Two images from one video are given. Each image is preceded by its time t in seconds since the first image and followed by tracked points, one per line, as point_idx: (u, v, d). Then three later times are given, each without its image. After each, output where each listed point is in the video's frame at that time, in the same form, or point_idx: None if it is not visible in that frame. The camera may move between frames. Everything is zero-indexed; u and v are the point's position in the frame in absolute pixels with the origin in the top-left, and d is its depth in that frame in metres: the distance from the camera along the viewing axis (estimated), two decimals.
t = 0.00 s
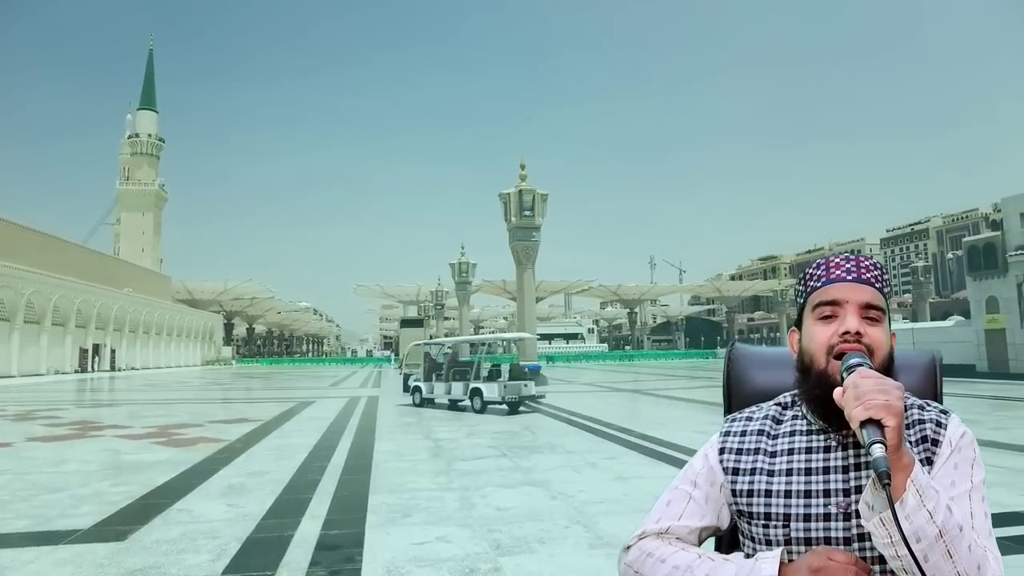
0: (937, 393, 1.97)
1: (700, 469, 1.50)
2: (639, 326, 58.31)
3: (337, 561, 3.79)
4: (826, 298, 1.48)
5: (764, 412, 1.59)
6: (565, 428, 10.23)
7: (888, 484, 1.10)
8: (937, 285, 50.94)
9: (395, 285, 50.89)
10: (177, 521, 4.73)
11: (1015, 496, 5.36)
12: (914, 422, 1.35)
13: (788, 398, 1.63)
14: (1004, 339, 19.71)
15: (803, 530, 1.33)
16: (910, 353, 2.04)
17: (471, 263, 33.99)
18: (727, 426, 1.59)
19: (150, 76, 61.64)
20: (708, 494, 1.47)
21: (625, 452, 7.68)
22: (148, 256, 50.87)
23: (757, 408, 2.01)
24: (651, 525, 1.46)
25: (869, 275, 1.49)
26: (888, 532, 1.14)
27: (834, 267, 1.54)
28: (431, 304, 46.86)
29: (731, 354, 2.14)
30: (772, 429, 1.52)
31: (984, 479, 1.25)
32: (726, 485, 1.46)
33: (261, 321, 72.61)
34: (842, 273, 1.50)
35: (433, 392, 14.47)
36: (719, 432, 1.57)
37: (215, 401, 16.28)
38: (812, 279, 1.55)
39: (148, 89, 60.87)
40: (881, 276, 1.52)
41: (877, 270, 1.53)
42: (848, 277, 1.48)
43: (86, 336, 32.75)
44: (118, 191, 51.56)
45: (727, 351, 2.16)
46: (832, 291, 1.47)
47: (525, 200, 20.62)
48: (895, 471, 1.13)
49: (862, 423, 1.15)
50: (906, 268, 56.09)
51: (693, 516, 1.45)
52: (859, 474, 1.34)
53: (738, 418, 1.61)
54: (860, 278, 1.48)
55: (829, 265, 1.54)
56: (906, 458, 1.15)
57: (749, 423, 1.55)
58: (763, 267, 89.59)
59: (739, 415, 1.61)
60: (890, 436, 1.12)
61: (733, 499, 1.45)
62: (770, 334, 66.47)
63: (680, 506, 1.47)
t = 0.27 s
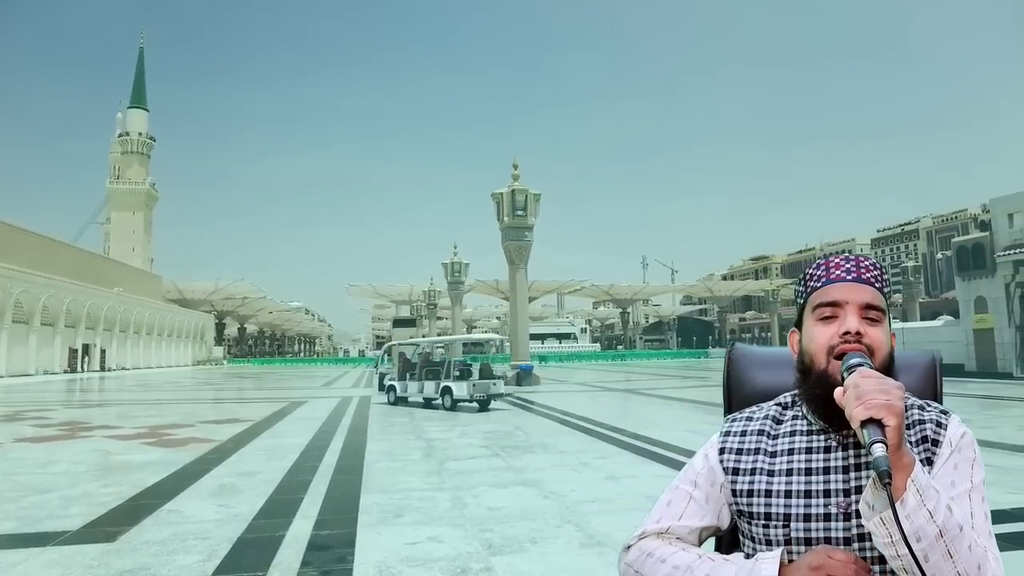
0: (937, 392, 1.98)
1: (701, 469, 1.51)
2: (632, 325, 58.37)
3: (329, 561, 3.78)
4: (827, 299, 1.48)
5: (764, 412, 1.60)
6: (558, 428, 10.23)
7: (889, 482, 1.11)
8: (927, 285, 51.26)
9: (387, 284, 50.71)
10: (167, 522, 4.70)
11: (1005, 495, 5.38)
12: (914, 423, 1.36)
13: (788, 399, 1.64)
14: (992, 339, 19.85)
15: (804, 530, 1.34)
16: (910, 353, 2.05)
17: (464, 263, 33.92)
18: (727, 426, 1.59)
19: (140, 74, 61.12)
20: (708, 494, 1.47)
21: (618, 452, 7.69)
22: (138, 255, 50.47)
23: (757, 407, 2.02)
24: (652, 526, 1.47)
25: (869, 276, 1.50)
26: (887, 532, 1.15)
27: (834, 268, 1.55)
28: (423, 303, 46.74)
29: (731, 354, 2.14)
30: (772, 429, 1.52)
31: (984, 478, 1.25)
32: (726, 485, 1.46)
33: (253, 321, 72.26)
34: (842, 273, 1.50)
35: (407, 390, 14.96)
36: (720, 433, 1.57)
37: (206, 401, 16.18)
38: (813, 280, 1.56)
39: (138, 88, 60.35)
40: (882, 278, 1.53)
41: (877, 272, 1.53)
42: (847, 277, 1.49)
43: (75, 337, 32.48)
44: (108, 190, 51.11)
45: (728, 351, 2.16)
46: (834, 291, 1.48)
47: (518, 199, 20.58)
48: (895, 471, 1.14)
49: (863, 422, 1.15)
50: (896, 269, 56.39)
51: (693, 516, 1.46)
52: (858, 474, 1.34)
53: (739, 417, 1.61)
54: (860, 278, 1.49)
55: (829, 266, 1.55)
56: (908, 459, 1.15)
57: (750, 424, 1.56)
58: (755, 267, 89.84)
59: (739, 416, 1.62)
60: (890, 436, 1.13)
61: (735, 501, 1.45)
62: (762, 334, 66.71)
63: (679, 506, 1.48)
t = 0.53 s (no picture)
0: (937, 392, 1.98)
1: (702, 469, 1.51)
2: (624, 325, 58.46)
3: (320, 562, 3.77)
4: (827, 301, 1.49)
5: (764, 412, 1.60)
6: (550, 427, 10.23)
7: (888, 483, 1.11)
8: (917, 285, 51.60)
9: (380, 284, 50.59)
10: (158, 522, 4.68)
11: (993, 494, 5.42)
12: (914, 423, 1.36)
13: (787, 399, 1.65)
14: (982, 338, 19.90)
15: (804, 529, 1.35)
16: (909, 353, 2.05)
17: (456, 262, 33.89)
18: (728, 426, 1.60)
19: (130, 72, 60.66)
20: (709, 493, 1.48)
21: (610, 451, 7.71)
22: (128, 255, 50.09)
23: (756, 408, 2.03)
24: (652, 525, 1.48)
25: (870, 276, 1.50)
26: (887, 532, 1.16)
27: (834, 269, 1.55)
28: (416, 303, 46.67)
29: (731, 355, 2.15)
30: (772, 429, 1.53)
31: (982, 478, 1.26)
32: (726, 485, 1.47)
33: (245, 321, 71.93)
34: (841, 274, 1.51)
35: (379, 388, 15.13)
36: (720, 433, 1.58)
37: (197, 401, 16.09)
38: (814, 279, 1.56)
39: (128, 86, 59.90)
40: (882, 278, 1.53)
41: (877, 272, 1.54)
42: (847, 278, 1.50)
43: (65, 337, 32.20)
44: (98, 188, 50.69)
45: (728, 352, 2.17)
46: (833, 292, 1.48)
47: (510, 199, 20.57)
48: (895, 470, 1.15)
49: (862, 423, 1.16)
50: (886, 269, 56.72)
51: (693, 516, 1.47)
52: (857, 473, 1.35)
53: (738, 418, 1.62)
54: (860, 278, 1.49)
55: (828, 266, 1.55)
56: (907, 458, 1.15)
57: (749, 424, 1.57)
58: (747, 267, 90.21)
59: (739, 415, 1.63)
60: (889, 436, 1.13)
61: (734, 500, 1.46)
62: (753, 333, 67.00)
63: (680, 506, 1.48)
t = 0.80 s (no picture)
0: (937, 392, 1.99)
1: (703, 469, 1.52)
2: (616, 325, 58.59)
3: (312, 562, 3.76)
4: (828, 302, 1.49)
5: (765, 412, 1.60)
6: (543, 427, 10.24)
7: (891, 482, 1.12)
8: (907, 285, 51.96)
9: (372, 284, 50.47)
10: (149, 523, 4.65)
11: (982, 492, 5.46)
12: (915, 423, 1.37)
13: (787, 399, 1.65)
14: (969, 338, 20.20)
15: (804, 529, 1.35)
16: (909, 353, 2.06)
17: (449, 262, 33.88)
18: (728, 426, 1.60)
19: (121, 70, 60.21)
20: (709, 493, 1.49)
21: (602, 450, 7.73)
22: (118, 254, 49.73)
23: (756, 408, 2.03)
24: (653, 525, 1.48)
25: (870, 277, 1.51)
26: (889, 531, 1.16)
27: (834, 269, 1.56)
28: (408, 303, 46.63)
29: (731, 354, 2.15)
30: (772, 429, 1.53)
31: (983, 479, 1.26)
32: (728, 485, 1.47)
33: (236, 321, 71.61)
34: (842, 274, 1.51)
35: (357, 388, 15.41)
36: (719, 434, 1.59)
37: (188, 401, 16.00)
38: (813, 280, 1.57)
39: (119, 84, 59.44)
40: (883, 279, 1.54)
41: (878, 272, 1.54)
42: (848, 279, 1.50)
43: (54, 336, 31.95)
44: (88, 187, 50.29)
45: (728, 352, 2.17)
46: (834, 293, 1.49)
47: (503, 199, 20.56)
48: (898, 470, 1.15)
49: (865, 423, 1.16)
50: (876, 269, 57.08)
51: (694, 516, 1.47)
52: (859, 473, 1.35)
53: (739, 418, 1.62)
54: (860, 278, 1.49)
55: (829, 267, 1.56)
56: (908, 458, 1.16)
57: (750, 424, 1.57)
58: (738, 267, 90.59)
59: (739, 416, 1.63)
60: (892, 435, 1.14)
61: (734, 500, 1.46)
62: (744, 333, 67.27)
63: (681, 506, 1.49)
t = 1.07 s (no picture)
0: (938, 392, 2.00)
1: (703, 470, 1.53)
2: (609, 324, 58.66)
3: (303, 562, 3.75)
4: (827, 304, 1.50)
5: (765, 413, 1.61)
6: (535, 426, 10.24)
7: (893, 482, 1.12)
8: (897, 284, 52.26)
9: (365, 283, 50.31)
10: (139, 523, 4.63)
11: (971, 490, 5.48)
12: (915, 423, 1.37)
13: (789, 399, 1.65)
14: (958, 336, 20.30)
15: (803, 529, 1.36)
16: (911, 353, 2.07)
17: (442, 261, 33.85)
18: (728, 426, 1.61)
19: (111, 68, 59.71)
20: (710, 493, 1.49)
21: (594, 449, 7.74)
22: (108, 253, 49.32)
23: (758, 409, 2.04)
24: (654, 525, 1.49)
25: (867, 278, 1.52)
26: (889, 532, 1.17)
27: (831, 270, 1.56)
28: (400, 302, 46.53)
29: (733, 355, 2.16)
30: (773, 430, 1.54)
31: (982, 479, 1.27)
32: (728, 486, 1.48)
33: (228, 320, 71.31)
34: (842, 275, 1.52)
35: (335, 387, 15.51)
36: (720, 434, 1.59)
37: (179, 401, 15.90)
38: (812, 281, 1.58)
39: (109, 82, 58.93)
40: (882, 282, 1.55)
41: (877, 274, 1.55)
42: (849, 279, 1.50)
43: (43, 336, 31.67)
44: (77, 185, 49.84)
45: (730, 352, 2.18)
46: (833, 294, 1.50)
47: (496, 198, 20.55)
48: (897, 470, 1.16)
49: (865, 423, 1.16)
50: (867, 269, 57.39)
51: (695, 515, 1.48)
52: (860, 474, 1.35)
53: (740, 417, 1.63)
54: (860, 280, 1.50)
55: (828, 267, 1.57)
56: (908, 458, 1.17)
57: (752, 424, 1.58)
58: (730, 267, 90.90)
59: (740, 415, 1.64)
60: (891, 435, 1.14)
61: (734, 500, 1.47)
62: (736, 333, 67.47)
63: (681, 506, 1.50)
